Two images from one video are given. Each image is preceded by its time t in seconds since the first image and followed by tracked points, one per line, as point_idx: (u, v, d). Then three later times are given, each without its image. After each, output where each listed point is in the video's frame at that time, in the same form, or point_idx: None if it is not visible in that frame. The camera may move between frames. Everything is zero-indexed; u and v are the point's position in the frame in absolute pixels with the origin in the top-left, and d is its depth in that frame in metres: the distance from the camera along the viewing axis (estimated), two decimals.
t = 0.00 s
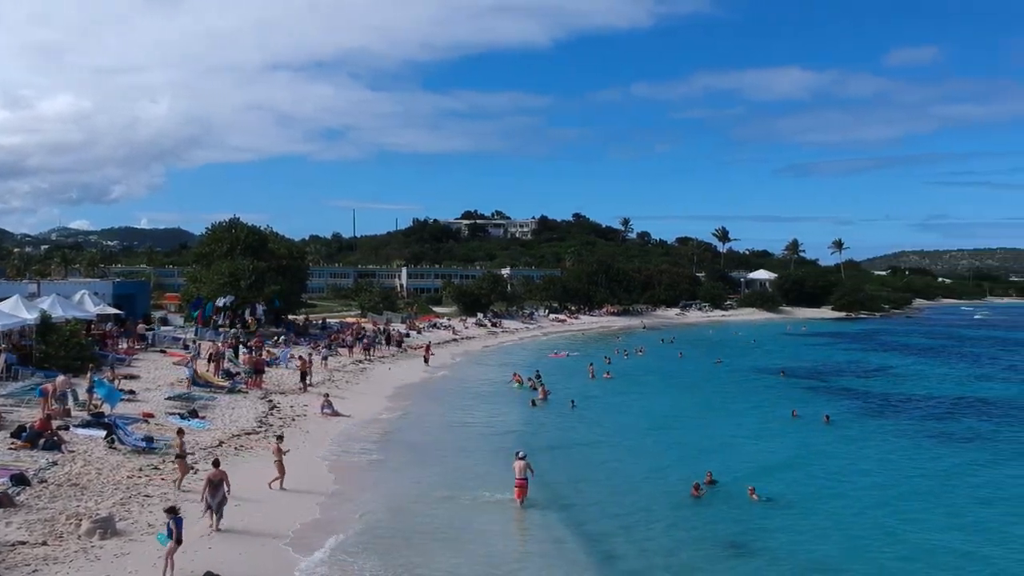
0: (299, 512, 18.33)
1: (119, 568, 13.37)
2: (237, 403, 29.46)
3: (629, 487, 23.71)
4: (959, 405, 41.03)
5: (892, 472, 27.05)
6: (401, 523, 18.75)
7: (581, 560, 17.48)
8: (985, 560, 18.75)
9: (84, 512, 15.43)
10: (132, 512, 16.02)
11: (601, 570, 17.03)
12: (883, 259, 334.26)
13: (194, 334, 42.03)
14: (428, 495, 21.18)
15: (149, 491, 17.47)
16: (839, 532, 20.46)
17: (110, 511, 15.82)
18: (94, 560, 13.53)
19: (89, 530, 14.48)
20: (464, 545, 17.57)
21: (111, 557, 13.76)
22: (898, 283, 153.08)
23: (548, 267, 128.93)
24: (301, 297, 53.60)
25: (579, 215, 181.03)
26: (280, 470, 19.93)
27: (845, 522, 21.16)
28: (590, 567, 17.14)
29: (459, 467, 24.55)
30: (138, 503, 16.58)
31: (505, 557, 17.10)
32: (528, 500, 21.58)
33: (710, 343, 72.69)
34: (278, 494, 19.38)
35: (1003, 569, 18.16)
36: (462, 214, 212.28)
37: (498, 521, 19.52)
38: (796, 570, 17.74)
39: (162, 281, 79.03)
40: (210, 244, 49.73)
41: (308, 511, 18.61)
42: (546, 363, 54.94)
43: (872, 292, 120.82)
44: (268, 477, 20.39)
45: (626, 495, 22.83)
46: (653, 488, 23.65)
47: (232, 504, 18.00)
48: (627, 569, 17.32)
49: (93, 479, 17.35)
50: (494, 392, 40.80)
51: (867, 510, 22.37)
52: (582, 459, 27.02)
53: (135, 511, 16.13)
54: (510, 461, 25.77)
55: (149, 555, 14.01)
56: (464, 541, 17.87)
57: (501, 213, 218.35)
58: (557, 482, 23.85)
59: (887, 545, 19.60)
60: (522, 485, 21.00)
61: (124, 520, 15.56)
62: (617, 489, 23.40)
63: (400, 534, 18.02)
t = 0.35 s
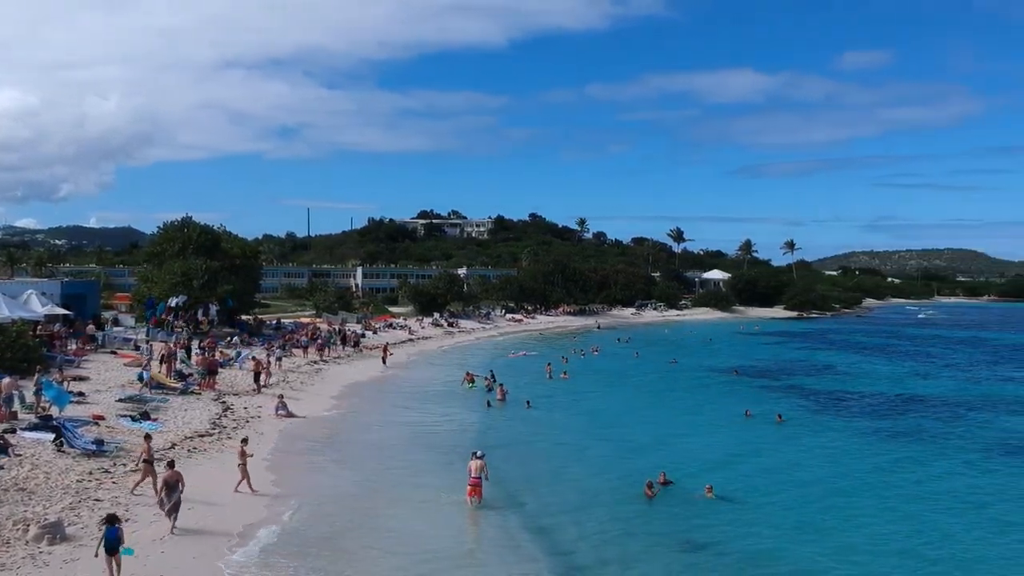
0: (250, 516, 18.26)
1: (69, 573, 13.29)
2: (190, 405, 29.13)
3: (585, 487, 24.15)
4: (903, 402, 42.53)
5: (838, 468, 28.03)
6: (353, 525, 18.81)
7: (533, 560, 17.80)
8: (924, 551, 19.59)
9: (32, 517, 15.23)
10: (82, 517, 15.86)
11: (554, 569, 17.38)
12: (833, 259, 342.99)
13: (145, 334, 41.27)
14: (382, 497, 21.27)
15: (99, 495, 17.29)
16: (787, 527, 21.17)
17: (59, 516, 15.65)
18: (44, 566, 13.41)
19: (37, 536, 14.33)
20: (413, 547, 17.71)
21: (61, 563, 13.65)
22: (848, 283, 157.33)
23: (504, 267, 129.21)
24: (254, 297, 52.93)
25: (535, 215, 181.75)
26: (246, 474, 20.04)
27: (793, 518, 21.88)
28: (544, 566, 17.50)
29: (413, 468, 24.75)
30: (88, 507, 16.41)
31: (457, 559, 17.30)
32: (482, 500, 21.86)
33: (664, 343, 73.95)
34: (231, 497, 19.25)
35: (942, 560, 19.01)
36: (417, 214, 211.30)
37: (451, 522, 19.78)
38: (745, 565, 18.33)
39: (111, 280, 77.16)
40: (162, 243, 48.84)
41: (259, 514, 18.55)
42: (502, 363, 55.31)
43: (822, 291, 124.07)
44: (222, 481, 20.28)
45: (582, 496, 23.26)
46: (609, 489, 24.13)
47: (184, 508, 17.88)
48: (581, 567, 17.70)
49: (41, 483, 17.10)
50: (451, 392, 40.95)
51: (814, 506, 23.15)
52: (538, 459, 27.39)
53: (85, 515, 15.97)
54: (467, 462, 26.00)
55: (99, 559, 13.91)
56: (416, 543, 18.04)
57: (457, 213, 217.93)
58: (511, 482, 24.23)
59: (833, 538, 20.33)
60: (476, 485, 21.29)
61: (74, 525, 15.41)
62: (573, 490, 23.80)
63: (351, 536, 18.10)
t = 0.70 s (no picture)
0: (197, 521, 18.18)
1: None
2: (138, 407, 28.71)
3: (539, 487, 24.57)
4: (845, 399, 44.12)
5: (784, 464, 29.03)
6: (304, 528, 18.88)
7: (486, 559, 18.13)
8: (864, 542, 20.52)
9: None
10: (27, 522, 15.68)
11: (504, 568, 17.75)
12: (780, 259, 351.40)
13: (90, 334, 40.35)
14: (334, 500, 21.34)
15: (44, 500, 17.08)
16: (735, 523, 21.85)
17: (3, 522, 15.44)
18: None
19: None
20: (363, 549, 17.85)
21: (6, 570, 13.52)
22: (795, 282, 161.54)
23: (457, 267, 129.26)
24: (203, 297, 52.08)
25: (488, 215, 182.14)
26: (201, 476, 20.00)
27: (740, 514, 22.67)
28: (497, 565, 17.86)
29: (367, 469, 24.85)
30: (33, 513, 16.22)
31: (410, 559, 17.54)
32: (433, 502, 22.07)
33: (616, 343, 75.10)
34: (179, 502, 19.14)
35: (881, 551, 19.87)
36: (370, 213, 209.65)
37: (404, 524, 19.97)
38: (695, 561, 18.91)
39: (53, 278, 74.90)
40: (108, 242, 47.76)
41: (207, 519, 18.46)
42: (456, 363, 55.53)
43: (769, 291, 127.20)
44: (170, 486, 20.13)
45: (538, 495, 23.67)
46: (563, 487, 24.61)
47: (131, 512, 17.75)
48: (534, 566, 18.04)
49: None
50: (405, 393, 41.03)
51: (762, 502, 23.91)
52: (492, 459, 27.73)
53: (30, 521, 15.79)
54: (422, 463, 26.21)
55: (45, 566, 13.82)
56: (368, 545, 18.11)
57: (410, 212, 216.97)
58: (464, 483, 24.50)
59: (779, 532, 21.07)
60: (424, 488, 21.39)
61: (18, 531, 15.23)
62: (527, 489, 24.21)
63: (302, 538, 18.17)
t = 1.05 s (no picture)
0: (145, 528, 18.06)
1: None
2: (84, 410, 28.23)
3: (492, 488, 24.91)
4: (789, 398, 45.59)
5: (730, 462, 29.95)
6: (253, 532, 18.89)
7: (438, 559, 18.39)
8: (804, 537, 21.39)
9: None
10: None
11: (455, 567, 18.06)
12: (730, 259, 358.85)
13: (32, 336, 39.36)
14: (285, 503, 21.36)
15: None
16: (683, 521, 22.51)
17: None
18: None
19: None
20: (314, 551, 17.96)
21: None
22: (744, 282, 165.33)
23: (411, 267, 129.00)
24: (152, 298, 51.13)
25: (443, 215, 182.03)
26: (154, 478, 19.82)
27: (688, 512, 23.38)
28: (449, 565, 18.15)
29: (320, 471, 24.89)
30: None
31: (362, 561, 17.70)
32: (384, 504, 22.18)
33: (568, 343, 76.03)
34: (126, 509, 19.00)
35: (820, 546, 20.71)
36: (322, 213, 207.41)
37: (355, 526, 20.09)
38: (644, 560, 19.43)
39: None
40: (52, 242, 46.58)
41: (155, 525, 18.36)
42: (411, 364, 55.56)
43: (719, 291, 130.08)
44: (116, 491, 19.92)
45: (491, 497, 23.99)
46: (517, 489, 25.01)
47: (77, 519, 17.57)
48: (486, 566, 18.36)
49: None
50: (359, 395, 40.98)
51: (709, 501, 24.61)
52: (446, 461, 28.00)
53: None
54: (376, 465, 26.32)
55: None
56: (320, 549, 18.13)
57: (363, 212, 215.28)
58: (418, 485, 24.72)
59: (724, 530, 21.78)
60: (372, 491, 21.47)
61: None
62: (481, 491, 24.51)
63: (251, 542, 18.18)
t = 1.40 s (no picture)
0: (86, 534, 17.97)
1: None
2: (23, 413, 27.69)
3: (440, 489, 25.31)
4: (730, 396, 47.12)
5: (672, 460, 30.98)
6: (197, 536, 18.92)
7: (383, 559, 18.74)
8: (740, 532, 22.39)
9: None
10: None
11: (401, 566, 18.44)
12: (677, 259, 365.66)
13: None
14: (231, 507, 21.42)
15: None
16: (625, 519, 23.27)
17: None
18: None
19: None
20: (259, 554, 18.13)
21: None
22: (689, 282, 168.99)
23: (358, 266, 128.15)
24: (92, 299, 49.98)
25: (391, 215, 181.12)
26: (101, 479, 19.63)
27: (630, 509, 24.19)
28: (395, 564, 18.52)
29: (266, 474, 24.95)
30: None
31: (309, 563, 17.93)
32: (329, 505, 22.40)
33: (517, 343, 76.83)
34: (66, 515, 18.86)
35: (755, 541, 21.67)
36: (268, 211, 204.14)
37: (302, 528, 20.28)
38: (587, 557, 20.11)
39: None
40: None
41: (96, 531, 18.27)
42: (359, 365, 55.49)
43: (666, 290, 132.78)
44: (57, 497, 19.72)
45: (438, 497, 24.39)
46: (464, 489, 25.46)
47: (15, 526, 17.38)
48: (432, 566, 18.78)
49: None
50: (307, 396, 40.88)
51: (650, 498, 25.50)
52: (394, 462, 28.29)
53: None
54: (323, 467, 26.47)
55: None
56: (267, 552, 18.30)
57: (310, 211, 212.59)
58: (368, 486, 25.02)
59: (664, 527, 22.62)
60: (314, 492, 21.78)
61: None
62: (429, 492, 24.87)
63: (195, 547, 18.23)
